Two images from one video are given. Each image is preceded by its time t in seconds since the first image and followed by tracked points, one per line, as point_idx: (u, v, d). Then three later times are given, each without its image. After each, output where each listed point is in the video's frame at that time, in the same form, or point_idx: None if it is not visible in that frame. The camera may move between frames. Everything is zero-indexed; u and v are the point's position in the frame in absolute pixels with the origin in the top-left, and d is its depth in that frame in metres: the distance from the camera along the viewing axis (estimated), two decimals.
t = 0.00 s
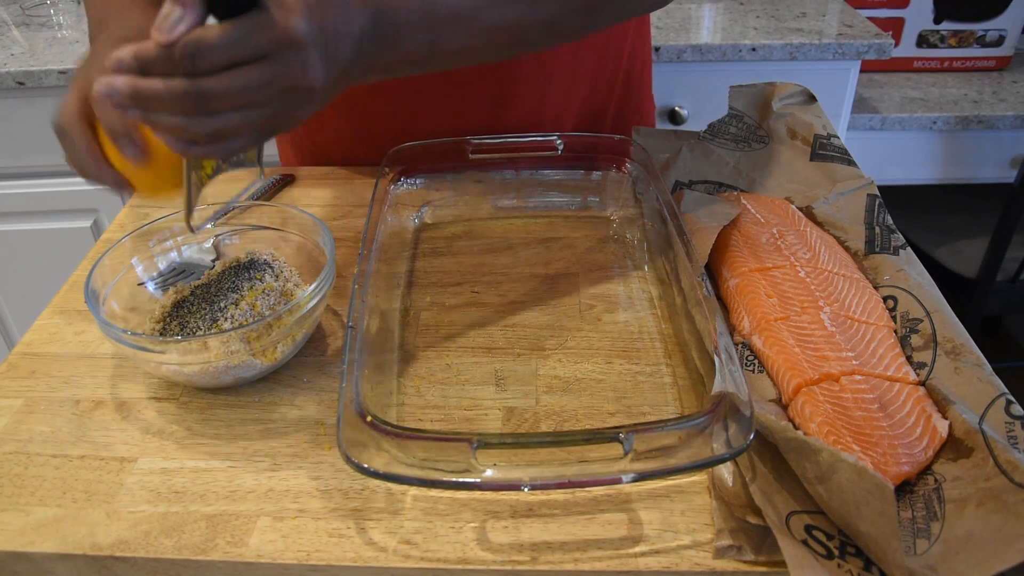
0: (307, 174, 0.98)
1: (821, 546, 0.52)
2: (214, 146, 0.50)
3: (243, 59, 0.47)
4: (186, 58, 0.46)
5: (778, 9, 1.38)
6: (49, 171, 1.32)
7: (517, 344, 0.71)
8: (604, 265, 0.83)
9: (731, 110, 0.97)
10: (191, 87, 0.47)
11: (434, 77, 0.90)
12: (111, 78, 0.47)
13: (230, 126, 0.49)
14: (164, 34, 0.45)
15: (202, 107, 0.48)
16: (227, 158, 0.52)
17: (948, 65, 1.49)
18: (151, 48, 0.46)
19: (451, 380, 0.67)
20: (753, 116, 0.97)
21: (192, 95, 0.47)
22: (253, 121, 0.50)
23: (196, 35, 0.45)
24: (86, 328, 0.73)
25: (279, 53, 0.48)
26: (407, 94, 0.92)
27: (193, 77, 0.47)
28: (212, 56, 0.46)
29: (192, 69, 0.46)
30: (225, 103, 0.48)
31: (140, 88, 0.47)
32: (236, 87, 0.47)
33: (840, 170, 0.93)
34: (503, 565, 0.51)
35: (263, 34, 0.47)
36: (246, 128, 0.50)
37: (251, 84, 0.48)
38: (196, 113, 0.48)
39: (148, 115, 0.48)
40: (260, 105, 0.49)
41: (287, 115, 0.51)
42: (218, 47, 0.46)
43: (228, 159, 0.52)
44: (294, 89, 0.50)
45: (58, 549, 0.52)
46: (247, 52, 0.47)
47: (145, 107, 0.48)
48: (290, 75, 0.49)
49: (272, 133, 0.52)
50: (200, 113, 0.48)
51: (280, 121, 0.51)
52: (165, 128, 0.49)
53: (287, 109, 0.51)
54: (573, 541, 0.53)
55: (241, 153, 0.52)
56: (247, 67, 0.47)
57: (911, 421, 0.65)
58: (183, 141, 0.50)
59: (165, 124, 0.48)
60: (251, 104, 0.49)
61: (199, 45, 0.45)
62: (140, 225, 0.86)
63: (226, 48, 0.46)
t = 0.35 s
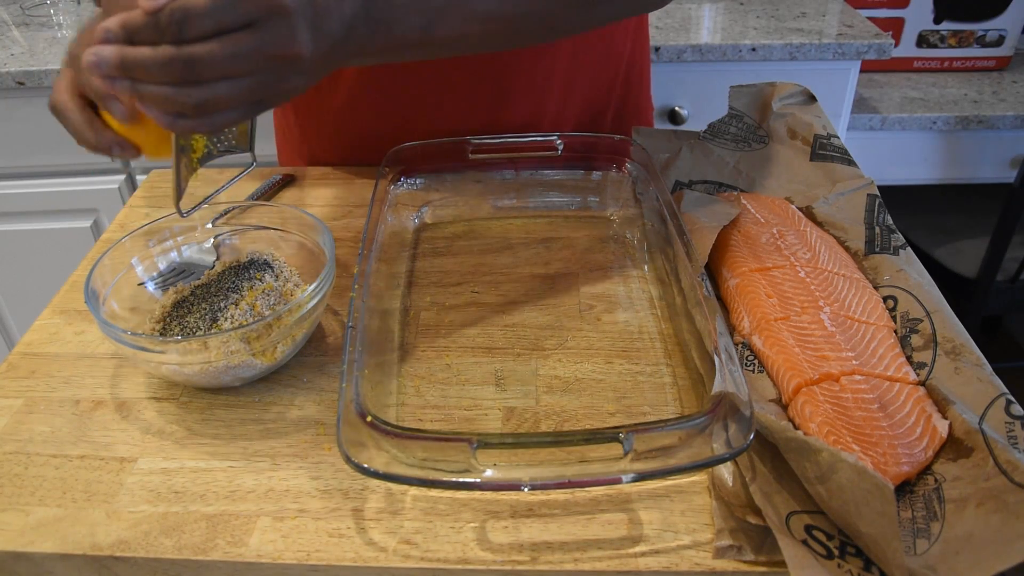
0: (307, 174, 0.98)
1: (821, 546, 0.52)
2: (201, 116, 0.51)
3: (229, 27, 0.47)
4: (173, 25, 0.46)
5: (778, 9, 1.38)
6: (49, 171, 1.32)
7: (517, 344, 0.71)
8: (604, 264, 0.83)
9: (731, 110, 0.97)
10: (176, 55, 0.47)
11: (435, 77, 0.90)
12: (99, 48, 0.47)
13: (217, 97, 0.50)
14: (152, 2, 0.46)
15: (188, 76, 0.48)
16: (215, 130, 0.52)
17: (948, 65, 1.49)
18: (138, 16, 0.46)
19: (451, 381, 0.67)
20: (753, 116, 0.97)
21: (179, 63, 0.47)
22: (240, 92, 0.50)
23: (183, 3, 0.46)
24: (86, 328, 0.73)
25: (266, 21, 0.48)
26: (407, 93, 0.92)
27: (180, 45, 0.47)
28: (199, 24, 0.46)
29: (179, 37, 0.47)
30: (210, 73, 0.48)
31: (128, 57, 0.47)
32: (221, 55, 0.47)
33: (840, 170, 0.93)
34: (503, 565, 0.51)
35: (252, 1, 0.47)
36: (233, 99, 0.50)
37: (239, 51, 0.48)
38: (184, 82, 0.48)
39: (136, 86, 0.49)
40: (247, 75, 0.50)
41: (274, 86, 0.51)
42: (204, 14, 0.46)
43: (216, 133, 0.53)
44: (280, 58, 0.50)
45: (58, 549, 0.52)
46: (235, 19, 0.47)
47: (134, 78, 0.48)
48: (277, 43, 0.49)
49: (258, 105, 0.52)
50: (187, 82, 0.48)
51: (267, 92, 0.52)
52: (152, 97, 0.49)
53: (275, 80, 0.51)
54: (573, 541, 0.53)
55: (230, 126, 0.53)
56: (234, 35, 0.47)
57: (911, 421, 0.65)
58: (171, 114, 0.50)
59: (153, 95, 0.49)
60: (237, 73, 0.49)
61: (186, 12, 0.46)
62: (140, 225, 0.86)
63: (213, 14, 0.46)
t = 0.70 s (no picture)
0: (307, 174, 0.98)
1: (821, 546, 0.52)
2: (200, 144, 0.50)
3: (221, 59, 0.47)
4: (167, 62, 0.45)
5: (778, 9, 1.38)
6: (49, 171, 1.32)
7: (517, 344, 0.71)
8: (604, 264, 0.83)
9: (731, 110, 0.97)
10: (174, 92, 0.46)
11: (434, 78, 0.90)
12: (90, 97, 0.45)
13: (215, 124, 0.49)
14: (143, 41, 0.44)
15: (186, 109, 0.47)
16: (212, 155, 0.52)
17: (948, 65, 1.49)
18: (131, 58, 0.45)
19: (451, 380, 0.67)
20: (753, 116, 0.97)
21: (178, 99, 0.46)
22: (237, 118, 0.50)
23: (174, 39, 0.45)
24: (86, 328, 0.73)
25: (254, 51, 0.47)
26: (407, 94, 0.91)
27: (175, 81, 0.46)
28: (192, 58, 0.46)
29: (174, 72, 0.46)
30: (208, 104, 0.48)
31: (124, 100, 0.45)
32: (218, 87, 0.47)
33: (840, 170, 0.93)
34: (503, 565, 0.51)
35: (236, 34, 0.46)
36: (229, 125, 0.50)
37: (232, 83, 0.47)
38: (181, 116, 0.48)
39: (135, 127, 0.47)
40: (242, 102, 0.50)
41: (266, 110, 0.52)
42: (196, 48, 0.45)
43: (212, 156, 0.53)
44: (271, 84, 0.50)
45: (58, 549, 0.52)
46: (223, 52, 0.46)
47: (133, 121, 0.46)
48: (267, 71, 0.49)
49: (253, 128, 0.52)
50: (185, 115, 0.48)
51: (260, 115, 0.52)
52: (150, 134, 0.48)
53: (266, 105, 0.51)
54: (573, 541, 0.53)
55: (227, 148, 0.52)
56: (225, 65, 0.47)
57: (911, 421, 0.65)
58: (171, 145, 0.49)
59: (153, 133, 0.48)
60: (233, 101, 0.49)
61: (179, 48, 0.45)
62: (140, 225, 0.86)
63: (204, 49, 0.46)
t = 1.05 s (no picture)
0: (307, 174, 0.98)
1: (821, 546, 0.52)
2: (222, 152, 0.52)
3: (251, 81, 0.49)
4: (198, 80, 0.47)
5: (778, 9, 1.38)
6: (49, 171, 1.32)
7: (517, 344, 0.71)
8: (604, 264, 0.83)
9: (731, 110, 0.97)
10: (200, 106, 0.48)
11: (435, 77, 0.90)
12: (117, 94, 0.47)
13: (238, 139, 0.52)
14: (176, 59, 0.46)
15: (212, 121, 0.50)
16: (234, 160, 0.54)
17: (948, 65, 1.49)
18: (161, 68, 0.47)
19: (451, 381, 0.67)
20: (753, 116, 0.97)
21: (204, 112, 0.49)
22: (260, 133, 0.52)
23: (205, 58, 0.47)
24: (86, 328, 0.73)
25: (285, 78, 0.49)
26: (408, 94, 0.92)
27: (205, 96, 0.48)
28: (223, 77, 0.48)
29: (203, 89, 0.48)
30: (233, 120, 0.50)
31: (151, 106, 0.48)
32: (245, 107, 0.49)
33: (840, 170, 0.93)
34: (503, 565, 0.51)
35: (267, 62, 0.48)
36: (253, 139, 0.52)
37: (257, 104, 0.50)
38: (205, 125, 0.50)
39: (158, 128, 0.49)
40: (268, 119, 0.51)
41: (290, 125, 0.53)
42: (228, 71, 0.47)
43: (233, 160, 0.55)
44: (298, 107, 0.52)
45: (58, 549, 0.52)
46: (253, 75, 0.48)
47: (157, 123, 0.49)
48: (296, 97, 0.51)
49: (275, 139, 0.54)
50: (210, 126, 0.50)
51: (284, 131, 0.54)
52: (174, 137, 0.50)
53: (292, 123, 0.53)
54: (573, 541, 0.53)
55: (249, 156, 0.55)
56: (254, 87, 0.49)
57: (911, 422, 0.65)
58: (192, 149, 0.51)
59: (176, 136, 0.50)
60: (259, 121, 0.51)
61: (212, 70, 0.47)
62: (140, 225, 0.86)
63: (234, 71, 0.47)
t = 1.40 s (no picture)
0: (307, 174, 0.98)
1: (821, 546, 0.52)
2: (193, 147, 0.50)
3: (216, 67, 0.46)
4: (162, 66, 0.45)
5: (778, 9, 1.38)
6: (49, 171, 1.32)
7: (517, 344, 0.71)
8: (604, 264, 0.83)
9: (731, 110, 0.97)
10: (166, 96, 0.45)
11: (437, 76, 0.90)
12: (85, 90, 0.45)
13: (209, 130, 0.49)
14: (141, 44, 0.44)
15: (179, 113, 0.47)
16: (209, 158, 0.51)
17: (948, 65, 1.49)
18: (125, 57, 0.44)
19: (451, 381, 0.67)
20: (753, 116, 0.97)
21: (170, 103, 0.46)
22: (232, 125, 0.49)
23: (171, 43, 0.44)
24: (86, 328, 0.73)
25: (253, 61, 0.47)
26: (409, 93, 0.92)
27: (170, 84, 0.46)
28: (189, 64, 0.45)
29: (168, 77, 0.45)
30: (202, 110, 0.47)
31: (118, 99, 0.45)
32: (212, 94, 0.46)
33: (840, 170, 0.93)
34: (503, 565, 0.51)
35: (233, 43, 0.45)
36: (224, 132, 0.50)
37: (226, 92, 0.47)
38: (173, 117, 0.47)
39: (128, 123, 0.47)
40: (238, 110, 0.49)
41: (265, 119, 0.51)
42: (194, 55, 0.45)
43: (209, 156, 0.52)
44: (270, 94, 0.49)
45: (58, 549, 0.52)
46: (221, 61, 0.46)
47: (124, 117, 0.46)
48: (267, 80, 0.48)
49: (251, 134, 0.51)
50: (178, 118, 0.47)
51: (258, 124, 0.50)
52: (142, 132, 0.47)
53: (266, 113, 0.50)
54: (573, 541, 0.53)
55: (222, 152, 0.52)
56: (221, 73, 0.46)
57: (911, 421, 0.65)
58: (161, 145, 0.49)
59: (144, 130, 0.47)
60: (228, 108, 0.48)
61: (174, 55, 0.44)
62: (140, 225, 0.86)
63: (200, 57, 0.45)
